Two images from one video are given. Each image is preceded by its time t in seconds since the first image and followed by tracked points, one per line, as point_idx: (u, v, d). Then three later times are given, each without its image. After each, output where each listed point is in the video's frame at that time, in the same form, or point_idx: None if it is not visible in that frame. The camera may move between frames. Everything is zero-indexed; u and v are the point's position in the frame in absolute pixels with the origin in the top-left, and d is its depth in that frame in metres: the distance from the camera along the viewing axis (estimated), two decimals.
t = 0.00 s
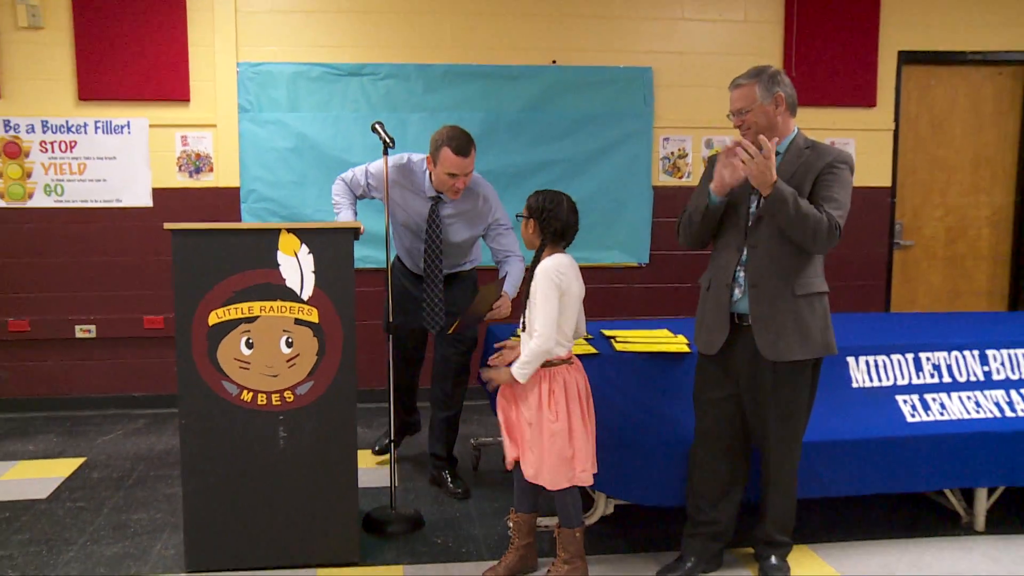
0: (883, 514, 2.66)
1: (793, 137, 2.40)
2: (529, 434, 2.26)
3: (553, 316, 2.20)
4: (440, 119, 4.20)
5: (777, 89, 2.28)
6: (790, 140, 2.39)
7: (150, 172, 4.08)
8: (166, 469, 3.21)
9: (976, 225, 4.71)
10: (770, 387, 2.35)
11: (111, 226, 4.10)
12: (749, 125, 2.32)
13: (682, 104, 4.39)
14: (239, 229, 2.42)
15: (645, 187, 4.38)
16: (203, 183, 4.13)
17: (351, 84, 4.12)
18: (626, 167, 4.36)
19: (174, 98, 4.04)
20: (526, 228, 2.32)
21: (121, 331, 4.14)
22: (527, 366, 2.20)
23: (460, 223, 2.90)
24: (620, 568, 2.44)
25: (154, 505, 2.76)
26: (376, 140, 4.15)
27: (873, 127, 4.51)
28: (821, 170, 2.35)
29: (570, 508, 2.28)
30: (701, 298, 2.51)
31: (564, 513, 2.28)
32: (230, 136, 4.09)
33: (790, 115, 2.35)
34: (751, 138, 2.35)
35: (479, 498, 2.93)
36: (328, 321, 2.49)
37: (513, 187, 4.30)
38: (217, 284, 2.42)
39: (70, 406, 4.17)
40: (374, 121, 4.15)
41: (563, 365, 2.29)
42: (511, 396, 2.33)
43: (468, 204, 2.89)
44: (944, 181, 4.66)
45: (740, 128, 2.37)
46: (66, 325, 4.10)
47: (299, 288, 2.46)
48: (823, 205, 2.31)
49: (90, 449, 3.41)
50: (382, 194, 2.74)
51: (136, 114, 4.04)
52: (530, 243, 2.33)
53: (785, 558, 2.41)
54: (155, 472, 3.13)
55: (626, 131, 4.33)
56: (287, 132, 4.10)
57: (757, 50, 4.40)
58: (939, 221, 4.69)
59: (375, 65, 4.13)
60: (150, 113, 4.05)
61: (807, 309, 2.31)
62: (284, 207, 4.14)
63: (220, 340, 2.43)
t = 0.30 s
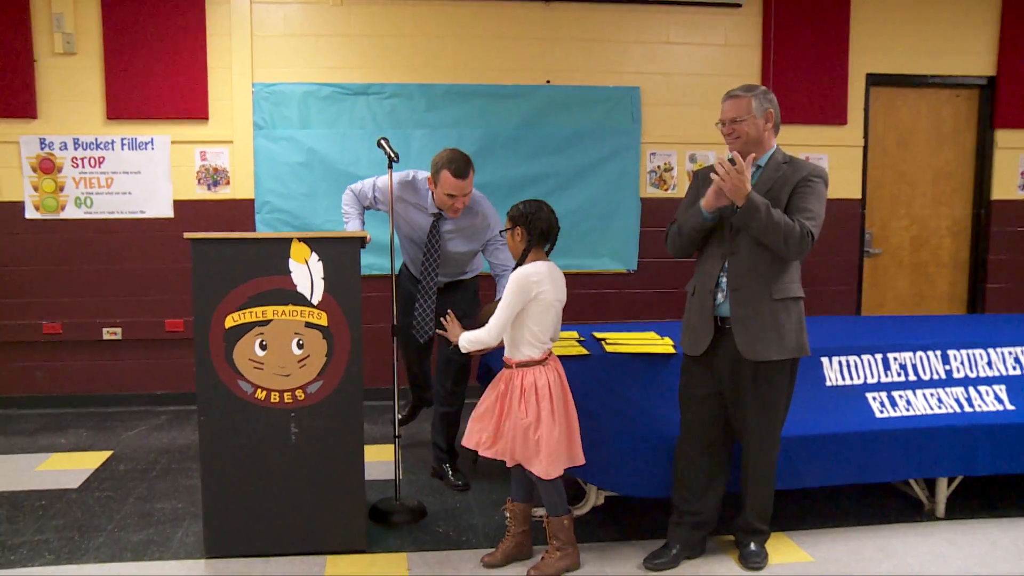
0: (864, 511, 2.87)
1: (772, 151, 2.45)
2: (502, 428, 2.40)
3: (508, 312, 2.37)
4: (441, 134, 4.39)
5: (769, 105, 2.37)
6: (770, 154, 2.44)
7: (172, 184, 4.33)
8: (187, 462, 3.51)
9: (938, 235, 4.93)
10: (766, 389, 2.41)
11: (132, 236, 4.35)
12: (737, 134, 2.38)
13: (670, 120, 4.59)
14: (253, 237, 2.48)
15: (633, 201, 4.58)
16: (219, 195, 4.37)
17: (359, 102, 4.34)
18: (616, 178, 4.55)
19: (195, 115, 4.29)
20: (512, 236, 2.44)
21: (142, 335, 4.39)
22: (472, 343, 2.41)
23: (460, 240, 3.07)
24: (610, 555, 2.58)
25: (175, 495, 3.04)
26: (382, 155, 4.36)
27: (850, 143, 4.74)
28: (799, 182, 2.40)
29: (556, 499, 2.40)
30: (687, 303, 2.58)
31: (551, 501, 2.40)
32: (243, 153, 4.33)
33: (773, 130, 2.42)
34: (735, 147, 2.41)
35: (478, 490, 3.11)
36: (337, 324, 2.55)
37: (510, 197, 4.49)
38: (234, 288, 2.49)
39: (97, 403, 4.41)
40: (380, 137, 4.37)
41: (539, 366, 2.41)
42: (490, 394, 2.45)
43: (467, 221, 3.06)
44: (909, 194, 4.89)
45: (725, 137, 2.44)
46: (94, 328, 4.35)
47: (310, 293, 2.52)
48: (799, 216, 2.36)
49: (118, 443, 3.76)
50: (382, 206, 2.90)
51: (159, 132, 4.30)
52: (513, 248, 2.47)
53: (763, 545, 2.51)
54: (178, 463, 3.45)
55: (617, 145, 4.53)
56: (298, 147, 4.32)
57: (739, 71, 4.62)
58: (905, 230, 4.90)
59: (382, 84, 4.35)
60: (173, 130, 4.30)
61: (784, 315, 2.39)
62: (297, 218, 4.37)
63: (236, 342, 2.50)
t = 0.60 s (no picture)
0: (858, 509, 2.90)
1: (767, 155, 2.47)
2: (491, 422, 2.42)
3: (505, 310, 2.38)
4: (440, 137, 4.43)
5: (776, 109, 2.40)
6: (766, 158, 2.47)
7: (175, 187, 4.37)
8: (189, 461, 3.54)
9: (931, 236, 4.96)
10: (765, 389, 2.42)
11: (135, 237, 4.38)
12: (748, 132, 2.38)
13: (666, 124, 4.63)
14: (254, 239, 2.48)
15: (630, 202, 4.61)
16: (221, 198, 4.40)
17: (359, 106, 4.38)
18: (614, 181, 4.59)
19: (197, 119, 4.33)
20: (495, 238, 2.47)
21: (144, 335, 4.42)
22: (474, 345, 2.39)
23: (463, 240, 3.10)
24: (608, 552, 2.61)
25: (178, 495, 3.06)
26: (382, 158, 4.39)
27: (845, 146, 4.78)
28: (794, 185, 2.41)
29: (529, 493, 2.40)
30: (684, 304, 2.57)
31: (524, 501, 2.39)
32: (245, 156, 4.36)
33: (776, 133, 2.45)
34: (739, 144, 2.41)
35: (477, 489, 3.14)
36: (337, 324, 2.55)
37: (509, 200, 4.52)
38: (236, 288, 2.50)
39: (100, 403, 4.44)
40: (380, 141, 4.40)
41: (533, 363, 2.44)
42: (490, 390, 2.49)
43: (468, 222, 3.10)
44: (902, 197, 4.92)
45: (731, 133, 2.43)
46: (98, 329, 4.38)
47: (310, 294, 2.53)
48: (792, 216, 2.38)
49: (121, 442, 3.79)
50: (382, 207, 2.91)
51: (163, 135, 4.34)
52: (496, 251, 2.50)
53: (759, 544, 2.52)
54: (180, 463, 3.48)
55: (615, 148, 4.57)
56: (299, 149, 4.35)
57: (734, 75, 4.66)
58: (899, 232, 4.94)
59: (382, 88, 4.38)
60: (176, 133, 4.34)
61: (779, 313, 2.40)
62: (298, 220, 4.40)
63: (237, 343, 2.51)
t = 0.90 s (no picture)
0: (858, 509, 2.91)
1: (770, 155, 2.47)
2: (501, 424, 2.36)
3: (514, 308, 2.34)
4: (439, 137, 4.43)
5: (780, 109, 2.40)
6: (769, 158, 2.46)
7: (175, 187, 4.37)
8: (189, 460, 3.55)
9: (931, 236, 4.96)
10: (766, 389, 2.42)
11: (135, 237, 4.38)
12: (752, 131, 2.38)
13: (666, 123, 4.63)
14: (254, 238, 2.48)
15: (630, 201, 4.61)
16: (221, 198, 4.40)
17: (360, 106, 4.37)
18: (613, 181, 4.59)
19: (197, 119, 4.33)
20: (482, 241, 2.42)
21: (144, 335, 4.42)
22: (485, 346, 2.31)
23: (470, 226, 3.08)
24: (608, 552, 2.61)
25: (179, 494, 3.06)
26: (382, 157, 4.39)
27: (844, 146, 4.78)
28: (796, 185, 2.41)
29: (520, 501, 2.36)
30: (685, 303, 2.56)
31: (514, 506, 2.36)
32: (245, 156, 4.36)
33: (778, 133, 2.45)
34: (743, 143, 2.41)
35: (476, 489, 3.14)
36: (337, 324, 2.55)
37: (509, 199, 4.52)
38: (236, 288, 2.49)
39: (100, 402, 4.44)
40: (380, 140, 4.40)
41: (534, 361, 2.42)
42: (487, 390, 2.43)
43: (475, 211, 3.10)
44: (901, 197, 4.92)
45: (733, 132, 2.43)
46: (98, 328, 4.38)
47: (310, 294, 2.53)
48: (796, 216, 2.37)
49: (120, 442, 3.78)
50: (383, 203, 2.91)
51: (163, 135, 4.34)
52: (484, 256, 2.44)
53: (760, 543, 2.52)
54: (179, 462, 3.48)
55: (615, 147, 4.57)
56: (299, 149, 4.35)
57: (733, 75, 4.66)
58: (899, 231, 4.94)
59: (382, 87, 4.38)
60: (176, 133, 4.34)
61: (781, 314, 2.39)
62: (297, 219, 4.40)
63: (237, 342, 2.50)
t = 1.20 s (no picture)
0: (859, 509, 2.91)
1: (771, 155, 2.47)
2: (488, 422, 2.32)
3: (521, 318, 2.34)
4: (439, 137, 4.43)
5: (781, 109, 2.40)
6: (769, 158, 2.47)
7: (175, 187, 4.37)
8: (189, 459, 3.55)
9: (931, 235, 4.96)
10: (766, 390, 2.41)
11: (135, 237, 4.38)
12: (753, 131, 2.37)
13: (666, 123, 4.63)
14: (254, 238, 2.47)
15: (630, 201, 4.61)
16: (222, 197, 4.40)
17: (360, 105, 4.37)
18: (613, 180, 4.58)
19: (198, 119, 4.32)
20: (479, 248, 2.40)
21: (145, 335, 4.42)
22: (497, 356, 2.30)
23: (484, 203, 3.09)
24: (609, 552, 2.60)
25: (179, 494, 3.06)
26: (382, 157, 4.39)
27: (844, 146, 4.78)
28: (797, 185, 2.41)
29: (494, 505, 2.31)
30: (684, 303, 2.56)
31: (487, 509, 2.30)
32: (245, 156, 4.36)
33: (779, 133, 2.45)
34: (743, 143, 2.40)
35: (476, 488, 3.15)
36: (337, 324, 2.54)
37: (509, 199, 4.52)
38: (237, 287, 2.48)
39: (101, 402, 4.44)
40: (380, 139, 4.40)
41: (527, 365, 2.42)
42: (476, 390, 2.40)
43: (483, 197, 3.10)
44: (901, 196, 4.92)
45: (735, 132, 2.42)
46: (98, 328, 4.39)
47: (311, 293, 2.52)
48: (796, 216, 2.37)
49: (121, 442, 3.78)
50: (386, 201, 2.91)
51: (163, 135, 4.34)
52: (473, 258, 2.41)
53: (760, 542, 2.52)
54: (180, 462, 3.48)
55: (615, 147, 4.57)
56: (300, 149, 4.35)
57: (733, 74, 4.66)
58: (900, 231, 4.94)
59: (382, 87, 4.38)
60: (177, 132, 4.34)
61: (781, 314, 2.39)
62: (297, 219, 4.40)
63: (237, 342, 2.49)
